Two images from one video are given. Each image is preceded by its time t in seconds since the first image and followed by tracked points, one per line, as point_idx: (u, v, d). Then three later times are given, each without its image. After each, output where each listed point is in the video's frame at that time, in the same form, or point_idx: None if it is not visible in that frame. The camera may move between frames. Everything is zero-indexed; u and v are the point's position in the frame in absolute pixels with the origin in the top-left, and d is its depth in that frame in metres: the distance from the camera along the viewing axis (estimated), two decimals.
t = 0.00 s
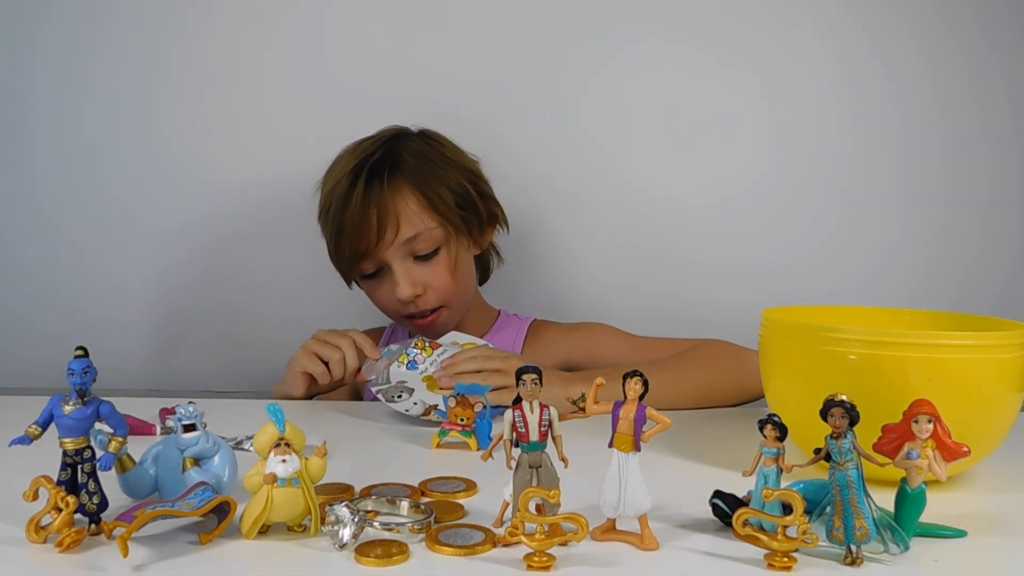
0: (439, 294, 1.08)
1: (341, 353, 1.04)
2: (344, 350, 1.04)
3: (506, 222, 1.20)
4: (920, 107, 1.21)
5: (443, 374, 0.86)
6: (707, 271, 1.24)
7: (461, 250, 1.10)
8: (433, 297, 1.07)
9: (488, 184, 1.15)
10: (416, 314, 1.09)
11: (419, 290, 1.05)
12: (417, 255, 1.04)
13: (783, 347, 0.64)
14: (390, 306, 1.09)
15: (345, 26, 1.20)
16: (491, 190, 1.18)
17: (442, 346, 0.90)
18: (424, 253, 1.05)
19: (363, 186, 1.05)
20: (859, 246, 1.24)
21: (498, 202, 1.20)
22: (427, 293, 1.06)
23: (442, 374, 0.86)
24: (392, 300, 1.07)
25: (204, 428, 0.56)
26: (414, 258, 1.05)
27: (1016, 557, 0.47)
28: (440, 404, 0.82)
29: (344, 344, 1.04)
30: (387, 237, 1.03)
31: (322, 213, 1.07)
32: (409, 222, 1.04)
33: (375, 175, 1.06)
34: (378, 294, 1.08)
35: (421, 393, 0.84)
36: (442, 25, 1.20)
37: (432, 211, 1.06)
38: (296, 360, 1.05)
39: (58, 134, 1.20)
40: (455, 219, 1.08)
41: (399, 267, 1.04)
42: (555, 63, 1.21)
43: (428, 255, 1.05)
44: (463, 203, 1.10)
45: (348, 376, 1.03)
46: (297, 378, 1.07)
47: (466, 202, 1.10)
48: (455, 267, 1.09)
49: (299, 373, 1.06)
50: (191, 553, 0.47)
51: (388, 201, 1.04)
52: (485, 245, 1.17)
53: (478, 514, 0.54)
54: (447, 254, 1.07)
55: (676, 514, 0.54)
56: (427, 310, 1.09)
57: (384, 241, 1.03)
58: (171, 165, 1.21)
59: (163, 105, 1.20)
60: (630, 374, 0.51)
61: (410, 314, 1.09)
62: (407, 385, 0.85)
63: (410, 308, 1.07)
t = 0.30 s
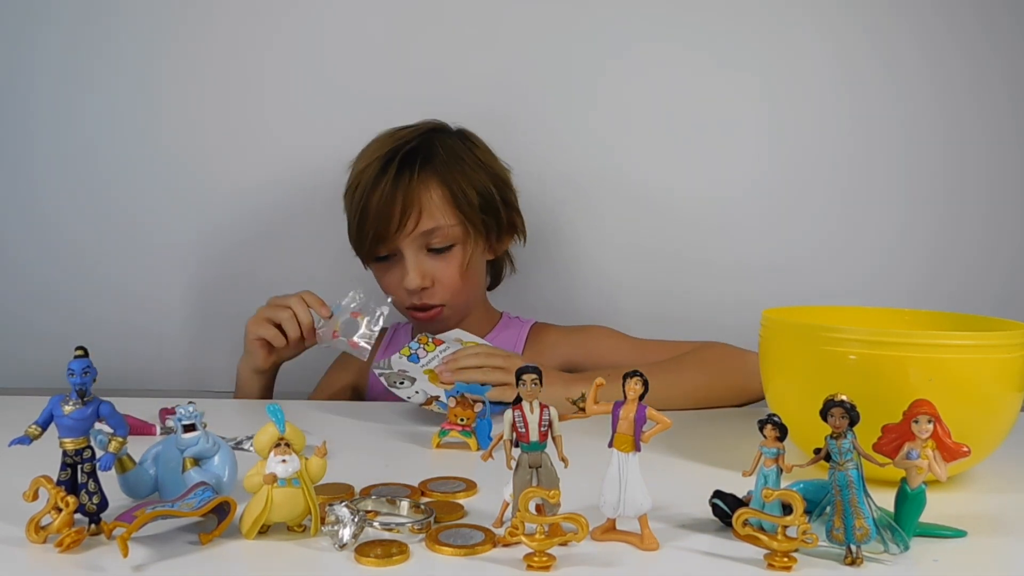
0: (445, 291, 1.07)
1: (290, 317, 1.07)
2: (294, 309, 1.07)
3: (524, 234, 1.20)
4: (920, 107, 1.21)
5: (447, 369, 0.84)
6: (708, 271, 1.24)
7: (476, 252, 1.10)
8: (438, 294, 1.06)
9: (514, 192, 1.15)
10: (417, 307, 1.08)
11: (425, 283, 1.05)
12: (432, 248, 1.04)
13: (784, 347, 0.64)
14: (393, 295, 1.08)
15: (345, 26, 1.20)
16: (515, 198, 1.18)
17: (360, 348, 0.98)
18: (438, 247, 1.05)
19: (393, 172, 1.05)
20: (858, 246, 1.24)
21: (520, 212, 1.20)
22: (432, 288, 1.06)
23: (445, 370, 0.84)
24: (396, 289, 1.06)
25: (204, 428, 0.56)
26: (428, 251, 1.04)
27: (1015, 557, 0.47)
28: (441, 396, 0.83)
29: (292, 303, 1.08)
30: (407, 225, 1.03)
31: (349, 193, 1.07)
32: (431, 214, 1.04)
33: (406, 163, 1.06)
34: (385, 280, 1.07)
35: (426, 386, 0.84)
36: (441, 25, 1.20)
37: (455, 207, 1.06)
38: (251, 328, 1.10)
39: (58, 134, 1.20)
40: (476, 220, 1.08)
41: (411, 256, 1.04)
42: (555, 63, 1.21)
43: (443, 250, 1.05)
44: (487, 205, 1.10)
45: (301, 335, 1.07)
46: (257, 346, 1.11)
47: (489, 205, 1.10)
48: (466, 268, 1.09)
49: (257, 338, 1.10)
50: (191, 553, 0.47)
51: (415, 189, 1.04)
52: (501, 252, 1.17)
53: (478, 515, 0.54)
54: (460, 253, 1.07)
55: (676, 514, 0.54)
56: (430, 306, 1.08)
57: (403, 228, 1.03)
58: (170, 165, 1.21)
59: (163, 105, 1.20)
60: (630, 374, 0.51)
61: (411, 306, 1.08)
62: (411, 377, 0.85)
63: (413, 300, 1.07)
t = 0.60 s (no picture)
0: (446, 273, 1.05)
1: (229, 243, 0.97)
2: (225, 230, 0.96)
3: (541, 252, 1.17)
4: (921, 107, 1.21)
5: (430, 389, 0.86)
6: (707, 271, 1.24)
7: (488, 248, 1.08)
8: (438, 273, 1.04)
9: (545, 207, 1.14)
10: (414, 283, 1.06)
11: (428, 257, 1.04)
12: (445, 223, 1.04)
13: (784, 347, 0.64)
14: (394, 263, 1.07)
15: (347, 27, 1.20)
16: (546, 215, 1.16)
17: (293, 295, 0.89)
18: (453, 225, 1.05)
19: (431, 146, 1.07)
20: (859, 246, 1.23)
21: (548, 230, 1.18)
22: (432, 264, 1.04)
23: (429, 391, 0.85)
24: (399, 257, 1.06)
25: (204, 428, 0.56)
26: (442, 225, 1.04)
27: (1016, 557, 0.47)
28: (429, 416, 0.82)
29: (222, 222, 0.96)
30: (428, 193, 1.04)
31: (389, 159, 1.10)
32: (453, 190, 1.05)
33: (444, 142, 1.07)
34: (392, 245, 1.07)
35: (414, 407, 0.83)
36: (440, 25, 1.20)
37: (481, 193, 1.06)
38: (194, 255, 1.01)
39: (58, 133, 1.20)
40: (497, 214, 1.07)
41: (424, 226, 1.04)
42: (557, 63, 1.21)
43: (456, 230, 1.05)
44: (512, 206, 1.09)
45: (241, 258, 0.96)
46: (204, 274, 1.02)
47: (515, 206, 1.09)
48: (474, 260, 1.07)
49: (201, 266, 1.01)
50: (191, 553, 0.47)
51: (445, 165, 1.05)
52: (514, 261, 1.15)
53: (478, 515, 0.54)
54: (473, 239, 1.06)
55: (676, 514, 0.54)
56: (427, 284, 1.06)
57: (424, 196, 1.04)
58: (171, 165, 1.21)
59: (163, 105, 1.20)
60: (629, 374, 0.51)
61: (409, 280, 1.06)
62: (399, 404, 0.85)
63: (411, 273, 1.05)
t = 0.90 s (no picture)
0: (472, 255, 1.03)
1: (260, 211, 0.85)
2: (246, 196, 0.84)
3: (563, 279, 1.17)
4: (926, 110, 1.19)
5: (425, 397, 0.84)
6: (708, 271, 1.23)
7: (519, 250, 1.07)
8: (464, 252, 1.03)
9: (582, 239, 1.14)
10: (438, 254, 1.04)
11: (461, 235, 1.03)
12: (488, 210, 1.04)
13: (784, 347, 0.64)
14: (421, 230, 1.05)
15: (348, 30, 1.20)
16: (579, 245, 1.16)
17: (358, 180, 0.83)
18: (495, 214, 1.04)
19: (496, 137, 1.07)
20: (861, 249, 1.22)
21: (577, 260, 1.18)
22: (461, 242, 1.03)
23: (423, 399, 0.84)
24: (429, 227, 1.04)
25: (204, 428, 0.56)
26: (484, 211, 1.04)
27: (1016, 557, 0.47)
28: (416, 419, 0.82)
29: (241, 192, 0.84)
30: (482, 175, 1.04)
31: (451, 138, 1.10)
32: (507, 181, 1.05)
33: (510, 138, 1.08)
34: (426, 212, 1.06)
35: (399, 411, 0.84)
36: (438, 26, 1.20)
37: (531, 196, 1.06)
38: (233, 242, 0.89)
39: (58, 134, 1.20)
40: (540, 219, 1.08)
41: (466, 205, 1.04)
42: (557, 66, 1.21)
43: (497, 219, 1.04)
44: (555, 221, 1.09)
45: (288, 202, 0.83)
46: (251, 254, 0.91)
47: (556, 223, 1.10)
48: (503, 257, 1.06)
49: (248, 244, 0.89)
50: (192, 553, 0.47)
51: (507, 157, 1.06)
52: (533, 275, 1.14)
53: (478, 515, 0.54)
54: (508, 234, 1.05)
55: (676, 514, 0.54)
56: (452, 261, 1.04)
57: (477, 177, 1.04)
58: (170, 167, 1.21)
59: (163, 107, 1.20)
60: (629, 374, 0.51)
61: (432, 251, 1.05)
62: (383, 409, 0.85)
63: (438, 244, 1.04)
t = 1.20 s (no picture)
0: (489, 270, 1.03)
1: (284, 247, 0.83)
2: (275, 237, 0.83)
3: (574, 293, 1.17)
4: (937, 108, 1.17)
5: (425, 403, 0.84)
6: (712, 272, 1.21)
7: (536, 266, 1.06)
8: (481, 267, 1.02)
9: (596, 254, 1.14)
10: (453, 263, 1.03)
11: (480, 250, 1.01)
12: (509, 225, 1.02)
13: (784, 347, 0.64)
14: (439, 237, 1.04)
15: (346, 25, 1.17)
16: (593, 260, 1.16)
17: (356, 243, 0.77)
18: (515, 229, 1.03)
19: (523, 149, 1.05)
20: (867, 250, 1.20)
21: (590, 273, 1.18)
22: (480, 255, 1.02)
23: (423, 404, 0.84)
24: (446, 235, 1.03)
25: (204, 428, 0.56)
26: (505, 226, 1.02)
27: (1016, 557, 0.47)
28: (414, 420, 0.82)
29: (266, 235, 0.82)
30: (507, 190, 1.02)
31: (476, 142, 1.06)
32: (532, 199, 1.03)
33: (538, 151, 1.05)
34: (444, 218, 1.04)
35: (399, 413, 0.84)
36: (434, 17, 1.17)
37: (552, 214, 1.05)
38: (262, 283, 0.87)
39: (54, 133, 1.18)
40: (560, 237, 1.07)
41: (486, 217, 1.02)
42: (560, 62, 1.17)
43: (518, 235, 1.03)
44: (574, 240, 1.09)
45: (318, 241, 0.82)
46: (281, 295, 0.90)
47: (574, 242, 1.09)
48: (519, 272, 1.05)
49: (279, 285, 0.88)
50: (192, 553, 0.47)
51: (534, 173, 1.03)
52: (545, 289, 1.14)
53: (478, 514, 0.54)
54: (526, 251, 1.04)
55: (676, 514, 0.54)
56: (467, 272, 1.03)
57: (502, 192, 1.02)
58: (165, 165, 1.19)
59: (160, 105, 1.18)
60: (630, 374, 0.51)
61: (447, 258, 1.04)
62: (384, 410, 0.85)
63: (455, 254, 1.02)
